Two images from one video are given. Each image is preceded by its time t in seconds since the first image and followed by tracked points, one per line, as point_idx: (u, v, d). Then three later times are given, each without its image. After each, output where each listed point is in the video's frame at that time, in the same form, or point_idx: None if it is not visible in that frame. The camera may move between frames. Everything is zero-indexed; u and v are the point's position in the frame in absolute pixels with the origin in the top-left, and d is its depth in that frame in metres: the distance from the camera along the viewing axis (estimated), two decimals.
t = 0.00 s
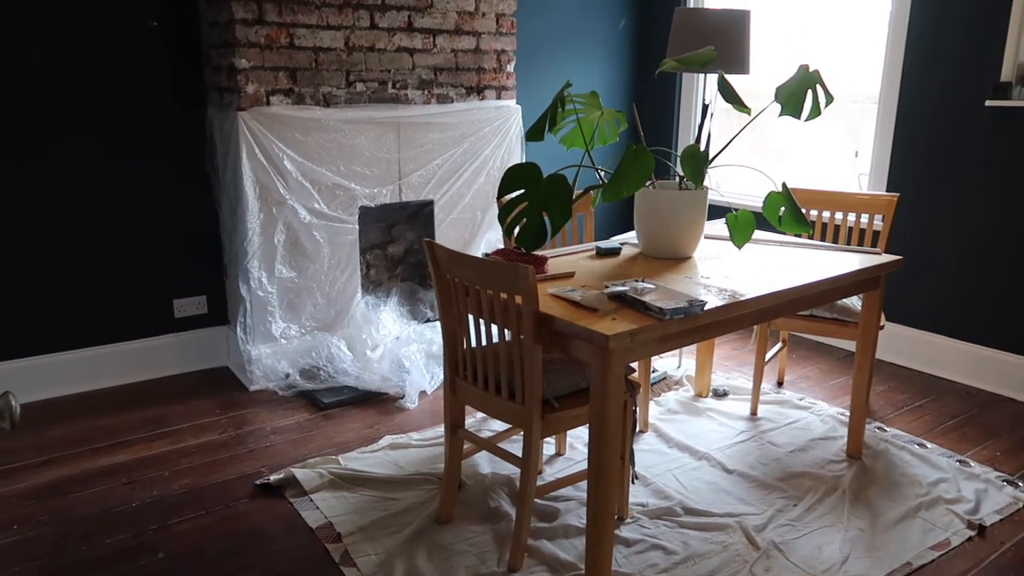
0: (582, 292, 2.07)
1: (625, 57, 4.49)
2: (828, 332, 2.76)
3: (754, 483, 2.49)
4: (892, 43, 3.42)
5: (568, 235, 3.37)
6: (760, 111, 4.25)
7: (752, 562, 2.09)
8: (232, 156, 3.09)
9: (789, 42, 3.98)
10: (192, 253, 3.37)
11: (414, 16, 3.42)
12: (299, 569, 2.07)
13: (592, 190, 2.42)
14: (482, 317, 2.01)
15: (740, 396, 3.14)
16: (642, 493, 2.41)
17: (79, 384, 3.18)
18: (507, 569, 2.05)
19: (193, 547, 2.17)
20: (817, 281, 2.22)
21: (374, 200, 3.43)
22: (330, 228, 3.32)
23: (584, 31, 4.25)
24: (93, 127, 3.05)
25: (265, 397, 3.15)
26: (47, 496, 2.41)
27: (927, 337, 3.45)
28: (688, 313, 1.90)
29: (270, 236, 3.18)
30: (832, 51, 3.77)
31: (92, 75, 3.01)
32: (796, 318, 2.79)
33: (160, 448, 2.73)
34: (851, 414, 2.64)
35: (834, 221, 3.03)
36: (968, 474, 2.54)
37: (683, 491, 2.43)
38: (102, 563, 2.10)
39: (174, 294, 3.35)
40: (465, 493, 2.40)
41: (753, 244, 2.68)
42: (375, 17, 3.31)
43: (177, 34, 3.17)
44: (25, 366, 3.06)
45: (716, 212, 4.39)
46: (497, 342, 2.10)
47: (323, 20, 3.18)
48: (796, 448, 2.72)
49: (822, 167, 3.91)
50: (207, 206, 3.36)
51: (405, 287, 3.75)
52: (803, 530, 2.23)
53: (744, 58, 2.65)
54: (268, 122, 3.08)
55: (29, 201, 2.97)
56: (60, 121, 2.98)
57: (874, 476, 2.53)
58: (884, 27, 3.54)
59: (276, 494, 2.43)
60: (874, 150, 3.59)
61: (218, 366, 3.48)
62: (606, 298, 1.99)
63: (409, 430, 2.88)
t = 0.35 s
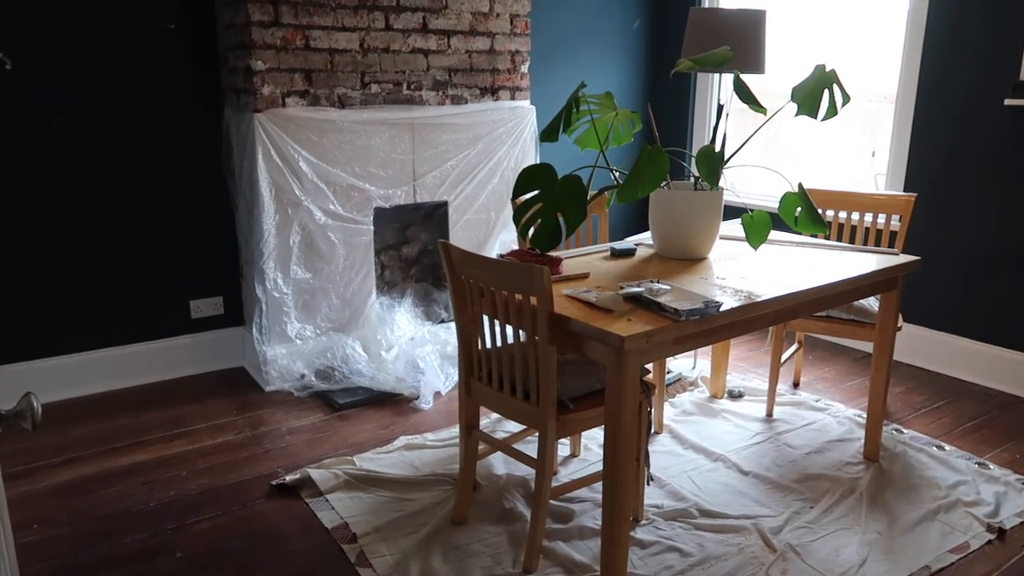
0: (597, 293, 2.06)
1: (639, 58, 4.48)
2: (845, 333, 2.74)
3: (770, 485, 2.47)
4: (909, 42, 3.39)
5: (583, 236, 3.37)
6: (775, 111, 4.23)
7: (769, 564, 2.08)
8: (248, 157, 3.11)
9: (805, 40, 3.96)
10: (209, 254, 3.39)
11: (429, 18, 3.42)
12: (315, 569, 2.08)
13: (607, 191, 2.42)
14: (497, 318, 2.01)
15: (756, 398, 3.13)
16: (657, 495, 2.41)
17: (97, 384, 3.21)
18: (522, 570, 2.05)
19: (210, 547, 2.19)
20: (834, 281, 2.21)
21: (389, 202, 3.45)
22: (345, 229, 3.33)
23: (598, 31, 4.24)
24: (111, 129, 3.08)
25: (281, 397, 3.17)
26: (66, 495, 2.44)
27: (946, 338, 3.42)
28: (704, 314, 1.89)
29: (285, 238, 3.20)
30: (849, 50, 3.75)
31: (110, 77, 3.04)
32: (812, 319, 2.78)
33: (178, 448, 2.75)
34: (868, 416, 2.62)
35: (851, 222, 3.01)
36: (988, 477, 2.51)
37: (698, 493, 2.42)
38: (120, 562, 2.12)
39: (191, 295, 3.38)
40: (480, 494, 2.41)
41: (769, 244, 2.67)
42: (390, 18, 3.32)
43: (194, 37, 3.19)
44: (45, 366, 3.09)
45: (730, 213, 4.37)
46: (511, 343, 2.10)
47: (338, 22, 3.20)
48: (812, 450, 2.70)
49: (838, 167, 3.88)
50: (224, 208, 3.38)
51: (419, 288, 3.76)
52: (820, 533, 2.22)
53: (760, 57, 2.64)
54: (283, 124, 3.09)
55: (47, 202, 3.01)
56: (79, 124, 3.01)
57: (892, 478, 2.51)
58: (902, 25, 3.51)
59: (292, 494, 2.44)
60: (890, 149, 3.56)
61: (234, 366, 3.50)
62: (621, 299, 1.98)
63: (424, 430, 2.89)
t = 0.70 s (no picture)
0: (608, 292, 2.06)
1: (651, 57, 4.47)
2: (857, 334, 2.72)
3: (780, 486, 2.46)
4: (924, 42, 3.37)
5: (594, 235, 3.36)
6: (788, 111, 4.21)
7: (778, 566, 2.07)
8: (260, 155, 3.12)
9: (818, 40, 3.93)
10: (220, 252, 3.41)
11: (441, 16, 3.42)
12: (324, 566, 2.08)
13: (619, 190, 2.41)
14: (507, 317, 2.00)
15: (766, 399, 3.11)
16: (667, 495, 2.40)
17: (108, 380, 3.23)
18: (530, 569, 2.04)
19: (219, 542, 2.19)
20: (847, 282, 2.19)
21: (400, 200, 3.45)
22: (355, 227, 3.34)
23: (610, 30, 4.23)
24: (124, 126, 3.09)
25: (290, 394, 3.18)
26: (77, 490, 2.45)
27: (959, 340, 3.39)
28: (716, 314, 1.88)
29: (296, 235, 3.20)
30: (863, 50, 3.72)
31: (124, 75, 3.06)
32: (824, 320, 2.76)
33: (187, 444, 2.76)
34: (880, 418, 2.60)
35: (864, 222, 2.99)
36: (1001, 481, 2.49)
37: (708, 493, 2.41)
38: (130, 557, 2.13)
39: (201, 292, 3.39)
40: (489, 493, 2.40)
41: (781, 245, 2.65)
42: (402, 16, 3.33)
43: (207, 34, 3.20)
44: (57, 362, 3.11)
45: (742, 213, 4.35)
46: (522, 341, 2.09)
47: (350, 20, 3.20)
48: (823, 451, 2.68)
49: (851, 168, 3.86)
50: (235, 205, 3.39)
51: (429, 286, 3.76)
52: (831, 535, 2.21)
53: (773, 56, 2.62)
54: (295, 121, 3.10)
55: (61, 199, 3.02)
56: (93, 120, 3.03)
57: (904, 481, 2.50)
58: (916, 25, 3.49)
59: (301, 491, 2.45)
60: (904, 150, 3.53)
61: (244, 363, 3.51)
62: (632, 298, 1.97)
63: (433, 428, 2.89)
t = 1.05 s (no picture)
0: (604, 295, 2.06)
1: (647, 61, 4.48)
2: (852, 337, 2.73)
3: (776, 489, 2.47)
4: (918, 47, 3.39)
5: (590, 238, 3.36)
6: (783, 114, 4.23)
7: (774, 568, 2.07)
8: (256, 157, 3.12)
9: (813, 44, 3.95)
10: (216, 254, 3.40)
11: (438, 19, 3.43)
12: (320, 569, 2.08)
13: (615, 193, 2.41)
14: (504, 319, 2.00)
15: (762, 402, 3.12)
16: (663, 498, 2.40)
17: (103, 382, 3.22)
18: (527, 572, 2.04)
19: (215, 545, 2.19)
20: (842, 286, 2.20)
21: (396, 202, 3.45)
22: (351, 230, 3.34)
23: (607, 33, 4.24)
24: (119, 127, 3.09)
25: (286, 397, 3.17)
26: (71, 492, 2.44)
27: (953, 344, 3.41)
28: (712, 317, 1.89)
29: (292, 238, 3.20)
30: (858, 54, 3.74)
31: (121, 77, 3.05)
32: (819, 323, 2.77)
33: (183, 446, 2.75)
34: (875, 421, 2.61)
35: (858, 226, 3.00)
36: (995, 483, 2.50)
37: (704, 496, 2.41)
38: (125, 560, 2.12)
39: (197, 294, 3.38)
40: (485, 496, 2.40)
41: (777, 248, 2.66)
42: (399, 19, 3.33)
43: (204, 35, 3.20)
44: (51, 364, 3.10)
45: (737, 216, 4.36)
46: (518, 344, 2.09)
47: (347, 22, 3.20)
48: (818, 454, 2.69)
49: (846, 172, 3.87)
50: (231, 207, 3.39)
51: (425, 289, 3.76)
52: (826, 537, 2.21)
53: (769, 60, 2.63)
54: (291, 124, 3.10)
55: (56, 200, 3.02)
56: (89, 122, 3.02)
57: (899, 483, 2.50)
58: (911, 29, 3.51)
59: (296, 494, 2.44)
60: (899, 154, 3.55)
61: (239, 366, 3.50)
62: (629, 301, 1.98)
63: (429, 431, 2.89)
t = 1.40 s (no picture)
0: (602, 310, 2.06)
1: (643, 75, 4.50)
2: (850, 350, 2.73)
3: (776, 504, 2.45)
4: (913, 60, 3.41)
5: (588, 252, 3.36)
6: (779, 128, 4.24)
7: None
8: (254, 174, 3.12)
9: (808, 59, 3.97)
10: (214, 269, 3.40)
11: (435, 35, 3.45)
12: None
13: (612, 208, 2.41)
14: (502, 335, 2.00)
15: (761, 416, 3.11)
16: (662, 514, 2.39)
17: (100, 399, 3.21)
18: None
19: (212, 564, 2.17)
20: (840, 300, 2.20)
21: (394, 217, 3.45)
22: (349, 245, 3.34)
23: (603, 48, 4.26)
24: (117, 143, 3.09)
25: (284, 413, 3.16)
26: (68, 511, 2.43)
27: (952, 356, 3.40)
28: (710, 332, 1.89)
29: (290, 254, 3.20)
30: (853, 68, 3.76)
31: (120, 94, 3.06)
32: (817, 337, 2.76)
33: (180, 464, 2.74)
34: (875, 435, 2.60)
35: (856, 239, 3.00)
36: (995, 497, 2.49)
37: (703, 511, 2.40)
38: None
39: (195, 310, 3.38)
40: (483, 512, 2.39)
41: (774, 262, 2.66)
42: (396, 35, 3.35)
43: (202, 53, 3.21)
44: (49, 381, 3.09)
45: (735, 229, 4.37)
46: (516, 360, 2.09)
47: (344, 39, 3.22)
48: (818, 468, 2.68)
49: (842, 185, 3.88)
50: (229, 223, 3.39)
51: (423, 304, 3.76)
52: (827, 553, 2.20)
53: (765, 75, 2.64)
54: (289, 140, 3.11)
55: (54, 217, 3.02)
56: (87, 139, 3.03)
57: (899, 498, 2.50)
58: (906, 43, 3.53)
59: (294, 511, 2.43)
60: (895, 167, 3.56)
61: (237, 382, 3.49)
62: (626, 316, 1.98)
63: (427, 447, 2.88)
